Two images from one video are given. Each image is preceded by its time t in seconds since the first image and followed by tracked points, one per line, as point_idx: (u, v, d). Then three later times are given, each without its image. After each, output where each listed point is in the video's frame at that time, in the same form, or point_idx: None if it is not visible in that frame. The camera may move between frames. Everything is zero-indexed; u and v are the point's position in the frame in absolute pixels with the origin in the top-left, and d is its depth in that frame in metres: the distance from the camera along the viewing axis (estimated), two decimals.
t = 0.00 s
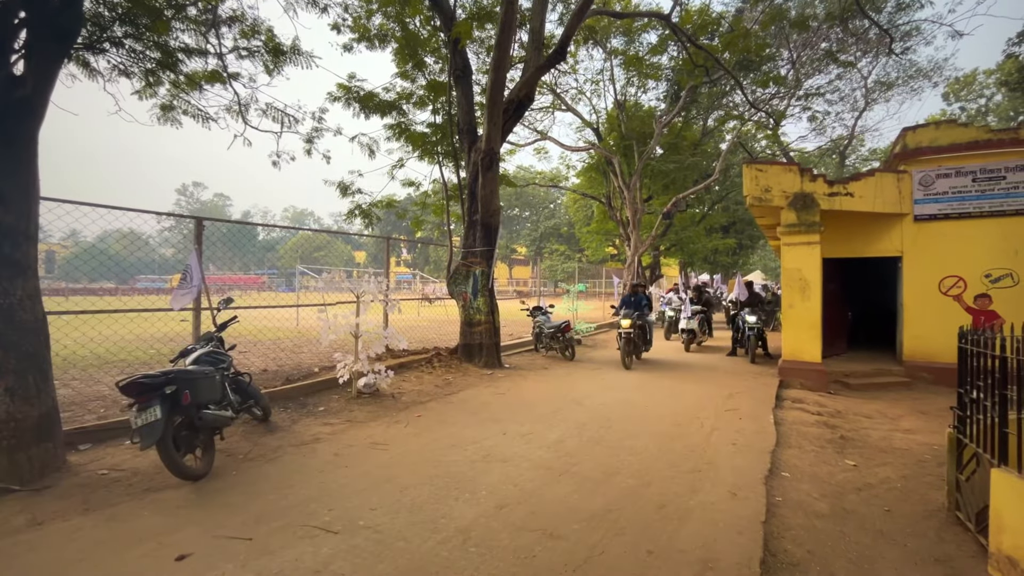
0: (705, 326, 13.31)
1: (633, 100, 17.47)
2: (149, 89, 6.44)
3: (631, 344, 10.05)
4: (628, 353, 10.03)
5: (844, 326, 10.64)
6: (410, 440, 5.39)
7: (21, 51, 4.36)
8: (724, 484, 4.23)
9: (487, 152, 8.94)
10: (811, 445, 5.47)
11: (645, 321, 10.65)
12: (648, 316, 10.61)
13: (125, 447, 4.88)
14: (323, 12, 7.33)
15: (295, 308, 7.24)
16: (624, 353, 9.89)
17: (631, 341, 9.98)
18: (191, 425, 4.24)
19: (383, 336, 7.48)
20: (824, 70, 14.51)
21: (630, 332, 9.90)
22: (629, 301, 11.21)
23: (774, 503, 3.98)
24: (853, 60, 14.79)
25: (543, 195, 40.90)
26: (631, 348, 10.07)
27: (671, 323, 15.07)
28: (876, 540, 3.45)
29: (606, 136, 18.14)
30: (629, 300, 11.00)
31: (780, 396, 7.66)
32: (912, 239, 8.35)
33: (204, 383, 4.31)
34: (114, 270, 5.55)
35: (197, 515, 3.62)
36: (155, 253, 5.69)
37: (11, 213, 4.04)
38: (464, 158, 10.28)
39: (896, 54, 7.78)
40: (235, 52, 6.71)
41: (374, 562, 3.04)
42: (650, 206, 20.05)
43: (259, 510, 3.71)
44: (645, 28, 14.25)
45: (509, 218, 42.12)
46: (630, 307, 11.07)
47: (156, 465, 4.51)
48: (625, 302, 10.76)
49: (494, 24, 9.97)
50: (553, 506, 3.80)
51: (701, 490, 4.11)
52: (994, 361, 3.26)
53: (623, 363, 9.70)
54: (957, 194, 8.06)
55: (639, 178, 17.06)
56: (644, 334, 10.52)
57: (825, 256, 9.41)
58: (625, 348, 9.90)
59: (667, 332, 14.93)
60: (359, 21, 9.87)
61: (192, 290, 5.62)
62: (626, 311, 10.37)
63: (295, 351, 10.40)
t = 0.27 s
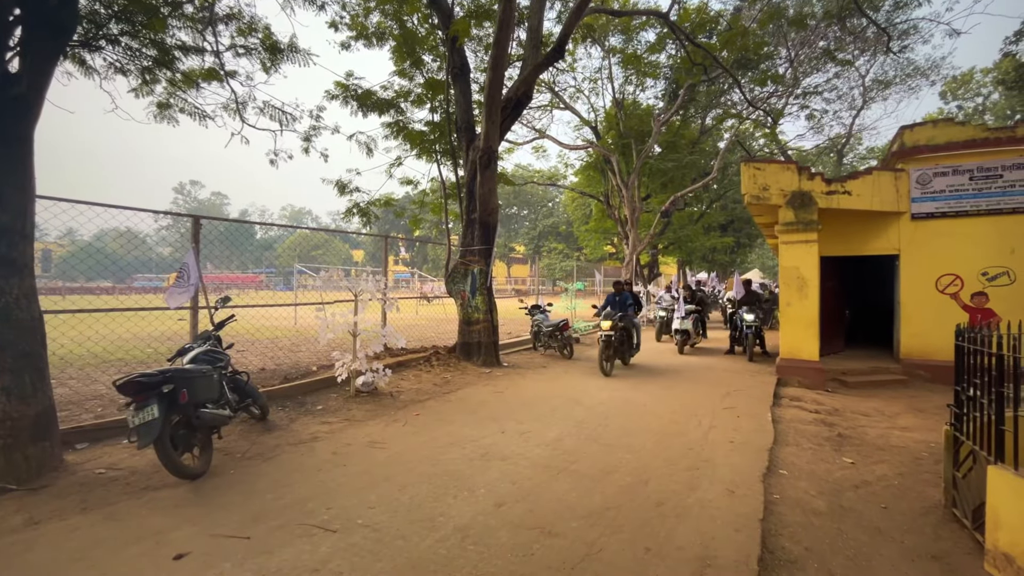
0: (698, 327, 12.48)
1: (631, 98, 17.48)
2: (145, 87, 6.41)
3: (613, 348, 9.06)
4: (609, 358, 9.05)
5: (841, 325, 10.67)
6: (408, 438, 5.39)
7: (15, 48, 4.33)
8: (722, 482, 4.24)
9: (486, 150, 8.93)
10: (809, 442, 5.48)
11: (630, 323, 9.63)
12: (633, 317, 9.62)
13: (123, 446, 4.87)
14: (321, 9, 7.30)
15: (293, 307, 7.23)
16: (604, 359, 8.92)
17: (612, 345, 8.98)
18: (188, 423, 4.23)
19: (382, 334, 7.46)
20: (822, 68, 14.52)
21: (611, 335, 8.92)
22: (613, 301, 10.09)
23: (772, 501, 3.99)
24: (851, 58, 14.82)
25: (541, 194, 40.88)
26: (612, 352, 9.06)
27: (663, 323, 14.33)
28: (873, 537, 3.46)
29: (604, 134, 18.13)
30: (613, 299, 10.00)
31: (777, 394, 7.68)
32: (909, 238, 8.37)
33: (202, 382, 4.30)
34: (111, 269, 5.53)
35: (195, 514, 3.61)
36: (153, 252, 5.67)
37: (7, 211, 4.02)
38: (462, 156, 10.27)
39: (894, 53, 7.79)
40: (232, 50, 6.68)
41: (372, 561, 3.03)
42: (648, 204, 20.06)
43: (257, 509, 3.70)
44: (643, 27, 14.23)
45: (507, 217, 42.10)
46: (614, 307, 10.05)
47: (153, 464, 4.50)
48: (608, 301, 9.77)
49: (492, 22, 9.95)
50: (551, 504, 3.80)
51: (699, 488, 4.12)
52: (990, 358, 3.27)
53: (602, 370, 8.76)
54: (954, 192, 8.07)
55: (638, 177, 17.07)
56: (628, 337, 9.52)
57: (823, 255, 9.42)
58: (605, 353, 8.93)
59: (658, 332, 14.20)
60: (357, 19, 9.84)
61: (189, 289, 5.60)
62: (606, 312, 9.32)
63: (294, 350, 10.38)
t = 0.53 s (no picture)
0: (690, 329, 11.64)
1: (629, 97, 17.47)
2: (142, 85, 6.39)
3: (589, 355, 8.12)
4: (584, 366, 8.12)
5: (839, 323, 10.69)
6: (407, 437, 5.38)
7: (11, 46, 4.30)
8: (720, 480, 4.24)
9: (484, 149, 8.91)
10: (806, 440, 5.49)
11: (609, 326, 8.66)
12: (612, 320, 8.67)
13: (120, 445, 4.86)
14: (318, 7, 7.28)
15: (291, 306, 7.21)
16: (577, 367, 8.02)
17: (587, 350, 8.05)
18: (186, 423, 4.22)
19: (380, 333, 7.45)
20: (820, 67, 14.52)
21: (585, 339, 7.98)
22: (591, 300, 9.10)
23: (770, 499, 3.99)
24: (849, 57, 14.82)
25: (540, 193, 40.87)
26: (587, 359, 8.13)
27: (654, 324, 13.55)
28: (871, 535, 3.47)
29: (603, 133, 18.13)
30: (592, 299, 9.06)
31: (775, 392, 7.69)
32: (907, 236, 8.38)
33: (199, 380, 4.28)
34: (108, 267, 5.52)
35: (193, 513, 3.60)
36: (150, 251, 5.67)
37: (4, 210, 4.01)
38: (460, 155, 10.27)
39: (892, 51, 7.80)
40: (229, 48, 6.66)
41: (370, 560, 3.03)
42: (646, 203, 20.06)
43: (255, 507, 3.70)
44: (642, 25, 14.22)
45: (506, 216, 42.09)
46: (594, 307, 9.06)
47: (151, 464, 4.48)
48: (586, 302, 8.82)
49: (491, 20, 9.93)
50: (550, 503, 3.80)
51: (698, 486, 4.13)
52: (988, 356, 3.27)
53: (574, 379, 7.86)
54: (952, 190, 8.08)
55: (636, 175, 17.07)
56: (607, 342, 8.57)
57: (820, 253, 9.44)
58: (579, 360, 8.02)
59: (649, 333, 13.45)
60: (355, 17, 9.82)
61: (187, 288, 5.58)
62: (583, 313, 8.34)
63: (292, 349, 10.36)
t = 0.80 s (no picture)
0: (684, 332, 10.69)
1: (628, 97, 17.47)
2: (141, 86, 6.38)
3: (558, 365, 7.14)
4: (552, 378, 7.15)
5: (838, 323, 10.69)
6: (407, 438, 5.38)
7: (10, 47, 4.30)
8: (720, 480, 4.25)
9: (483, 149, 8.91)
10: (806, 441, 5.49)
11: (584, 332, 7.64)
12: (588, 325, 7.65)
13: (120, 446, 4.86)
14: (317, 8, 7.28)
15: (291, 307, 7.21)
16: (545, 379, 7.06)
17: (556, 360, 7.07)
18: (185, 424, 4.21)
19: (380, 334, 7.44)
20: (819, 67, 14.53)
21: (554, 348, 6.98)
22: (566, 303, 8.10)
23: (770, 499, 4.00)
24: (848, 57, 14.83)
25: (539, 193, 40.88)
26: (557, 370, 7.16)
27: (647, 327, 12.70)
28: (871, 535, 3.47)
29: (602, 133, 18.14)
30: (567, 301, 8.08)
31: (775, 393, 7.69)
32: (906, 236, 8.39)
33: (199, 382, 4.27)
34: (107, 268, 5.52)
35: (192, 515, 3.60)
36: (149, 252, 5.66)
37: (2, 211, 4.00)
38: (459, 155, 10.27)
39: (891, 51, 7.81)
40: (228, 48, 6.65)
41: (370, 561, 3.02)
42: (646, 204, 20.09)
43: (255, 509, 3.69)
44: (641, 26, 14.23)
45: (506, 216, 42.10)
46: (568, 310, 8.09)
47: (150, 465, 4.48)
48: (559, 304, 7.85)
49: (490, 21, 9.93)
50: (550, 504, 3.80)
51: (698, 486, 4.13)
52: (987, 356, 3.27)
53: (540, 393, 6.92)
54: (950, 191, 8.09)
55: (635, 176, 17.07)
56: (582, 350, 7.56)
57: (820, 254, 9.44)
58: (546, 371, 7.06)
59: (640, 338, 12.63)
60: (354, 18, 9.82)
61: (187, 289, 5.57)
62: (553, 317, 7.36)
63: (291, 349, 10.36)
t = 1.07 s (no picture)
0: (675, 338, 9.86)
1: (628, 99, 17.50)
2: (141, 88, 6.39)
3: (514, 381, 6.13)
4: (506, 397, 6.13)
5: (839, 325, 10.69)
6: (407, 440, 5.37)
7: (11, 50, 4.31)
8: (721, 482, 4.24)
9: (483, 151, 8.92)
10: (807, 443, 5.48)
11: (548, 340, 6.60)
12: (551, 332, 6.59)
13: (120, 449, 4.85)
14: (318, 11, 7.29)
15: (291, 309, 7.20)
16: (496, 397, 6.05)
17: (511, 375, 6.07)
18: (185, 427, 4.20)
19: (379, 336, 7.45)
20: (819, 69, 14.55)
21: (508, 362, 5.99)
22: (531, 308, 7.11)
23: (771, 501, 3.99)
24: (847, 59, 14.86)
25: (539, 195, 40.91)
26: (513, 388, 6.18)
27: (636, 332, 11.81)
28: (873, 538, 3.46)
29: (602, 135, 18.15)
30: (531, 305, 7.09)
31: (776, 394, 7.67)
32: (906, 238, 8.39)
33: (199, 384, 4.27)
34: (107, 270, 5.52)
35: (192, 518, 3.59)
36: (149, 254, 5.67)
37: (3, 214, 4.01)
38: (459, 157, 10.29)
39: (890, 53, 7.82)
40: (229, 51, 6.66)
41: (369, 564, 3.01)
42: (645, 205, 20.11)
43: (255, 512, 3.68)
44: (640, 28, 14.26)
45: (505, 218, 42.12)
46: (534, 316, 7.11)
47: (150, 468, 4.47)
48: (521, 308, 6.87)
49: (490, 23, 9.95)
50: (550, 506, 3.79)
51: (699, 489, 4.12)
52: (988, 358, 3.27)
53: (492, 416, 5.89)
54: (950, 192, 8.10)
55: (635, 177, 17.10)
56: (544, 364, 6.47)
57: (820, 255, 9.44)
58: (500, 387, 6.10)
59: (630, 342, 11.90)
60: (354, 20, 9.84)
61: (188, 291, 5.57)
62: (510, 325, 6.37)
63: (292, 351, 10.35)
